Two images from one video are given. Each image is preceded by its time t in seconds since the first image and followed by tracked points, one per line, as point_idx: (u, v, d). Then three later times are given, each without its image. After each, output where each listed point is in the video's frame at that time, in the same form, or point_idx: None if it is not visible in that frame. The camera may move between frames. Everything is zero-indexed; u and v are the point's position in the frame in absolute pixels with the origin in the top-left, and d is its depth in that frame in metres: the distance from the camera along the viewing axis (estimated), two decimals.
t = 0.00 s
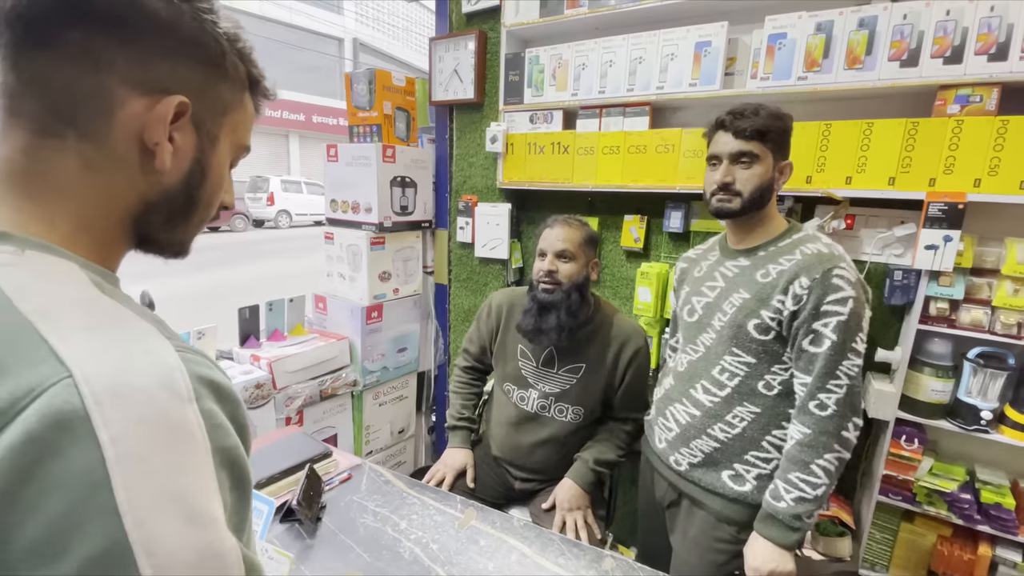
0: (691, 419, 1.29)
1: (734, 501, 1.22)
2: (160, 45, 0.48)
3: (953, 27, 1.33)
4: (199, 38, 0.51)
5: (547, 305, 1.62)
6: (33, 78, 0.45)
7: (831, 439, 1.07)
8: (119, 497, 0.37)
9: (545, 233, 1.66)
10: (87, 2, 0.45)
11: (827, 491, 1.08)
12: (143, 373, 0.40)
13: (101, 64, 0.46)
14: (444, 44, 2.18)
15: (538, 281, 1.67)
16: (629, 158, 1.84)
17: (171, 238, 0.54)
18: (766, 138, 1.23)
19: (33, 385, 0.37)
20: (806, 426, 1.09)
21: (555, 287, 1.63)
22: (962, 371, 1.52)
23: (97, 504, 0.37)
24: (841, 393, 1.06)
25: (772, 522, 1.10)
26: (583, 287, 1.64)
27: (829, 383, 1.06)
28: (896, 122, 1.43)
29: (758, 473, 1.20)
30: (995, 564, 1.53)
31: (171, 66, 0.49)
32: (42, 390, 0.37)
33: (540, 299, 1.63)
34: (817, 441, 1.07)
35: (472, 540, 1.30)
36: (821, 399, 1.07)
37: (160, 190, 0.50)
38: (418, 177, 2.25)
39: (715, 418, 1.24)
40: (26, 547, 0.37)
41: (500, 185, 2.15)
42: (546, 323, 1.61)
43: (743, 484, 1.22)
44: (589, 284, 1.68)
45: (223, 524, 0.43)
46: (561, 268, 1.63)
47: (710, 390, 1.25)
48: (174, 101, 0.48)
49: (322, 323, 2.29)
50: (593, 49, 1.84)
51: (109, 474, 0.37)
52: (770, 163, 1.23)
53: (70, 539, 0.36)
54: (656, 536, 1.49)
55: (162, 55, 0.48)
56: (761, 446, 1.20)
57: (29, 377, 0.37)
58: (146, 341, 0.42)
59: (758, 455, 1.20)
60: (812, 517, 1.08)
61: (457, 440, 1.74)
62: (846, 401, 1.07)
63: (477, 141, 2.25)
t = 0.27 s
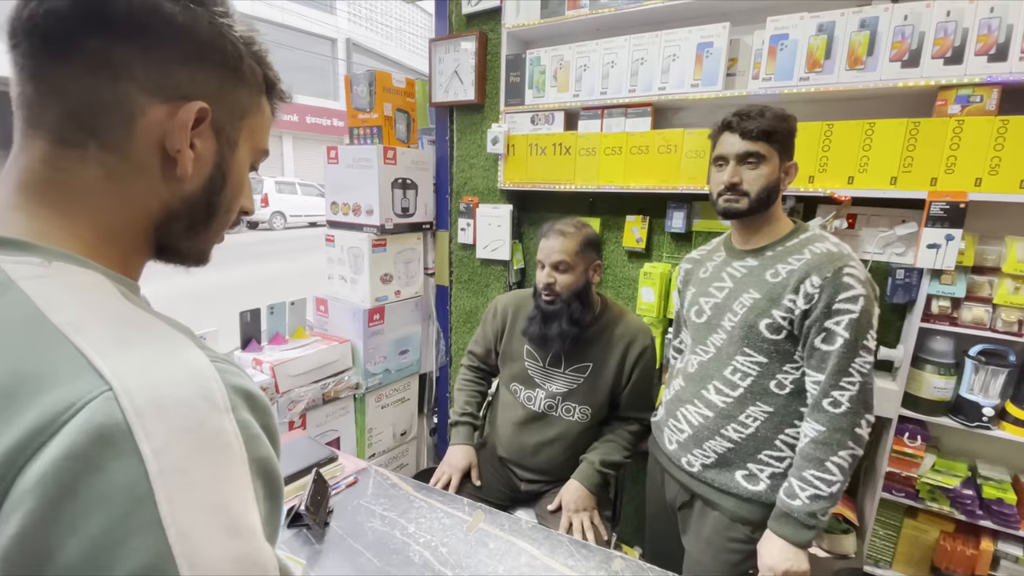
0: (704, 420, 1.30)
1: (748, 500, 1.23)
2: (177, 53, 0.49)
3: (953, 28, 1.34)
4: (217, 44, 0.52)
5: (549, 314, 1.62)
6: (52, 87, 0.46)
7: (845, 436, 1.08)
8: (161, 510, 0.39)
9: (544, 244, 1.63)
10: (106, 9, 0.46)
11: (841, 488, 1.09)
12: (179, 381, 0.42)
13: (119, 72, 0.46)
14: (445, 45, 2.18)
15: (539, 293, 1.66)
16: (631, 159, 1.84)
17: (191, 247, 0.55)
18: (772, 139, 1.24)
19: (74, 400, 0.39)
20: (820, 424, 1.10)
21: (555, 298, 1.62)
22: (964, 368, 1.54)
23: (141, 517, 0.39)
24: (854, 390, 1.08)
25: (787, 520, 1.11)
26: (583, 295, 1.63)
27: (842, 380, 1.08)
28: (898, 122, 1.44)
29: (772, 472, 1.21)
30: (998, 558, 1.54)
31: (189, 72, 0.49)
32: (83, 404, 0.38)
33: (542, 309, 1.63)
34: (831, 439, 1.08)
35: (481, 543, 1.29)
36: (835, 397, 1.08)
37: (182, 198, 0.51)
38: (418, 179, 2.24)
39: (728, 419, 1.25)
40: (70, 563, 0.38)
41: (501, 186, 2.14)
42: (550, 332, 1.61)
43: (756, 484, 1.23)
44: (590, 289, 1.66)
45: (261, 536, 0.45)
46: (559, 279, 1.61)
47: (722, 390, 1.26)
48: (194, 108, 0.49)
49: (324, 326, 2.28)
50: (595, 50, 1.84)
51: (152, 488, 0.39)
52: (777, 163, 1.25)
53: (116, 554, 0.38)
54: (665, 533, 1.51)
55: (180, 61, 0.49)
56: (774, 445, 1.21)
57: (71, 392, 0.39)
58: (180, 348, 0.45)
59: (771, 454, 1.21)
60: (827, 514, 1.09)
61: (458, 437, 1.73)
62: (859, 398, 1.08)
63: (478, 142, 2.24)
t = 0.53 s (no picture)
0: (714, 421, 1.30)
1: (761, 501, 1.24)
2: (197, 56, 0.52)
3: (955, 25, 1.34)
4: (233, 49, 0.55)
5: (549, 312, 1.62)
6: (70, 92, 0.50)
7: (856, 434, 1.09)
8: (187, 518, 0.41)
9: (546, 241, 1.65)
10: (125, 13, 0.50)
11: (853, 486, 1.10)
12: (201, 385, 0.45)
13: (138, 77, 0.50)
14: (445, 45, 2.17)
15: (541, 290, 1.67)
16: (633, 158, 1.83)
17: (208, 249, 0.60)
18: (783, 137, 1.24)
19: (99, 409, 0.40)
20: (831, 422, 1.11)
21: (557, 295, 1.62)
22: (968, 365, 1.54)
23: (168, 524, 0.40)
24: (866, 389, 1.08)
25: (797, 519, 1.12)
26: (585, 293, 1.64)
27: (854, 379, 1.08)
28: (901, 119, 1.43)
29: (784, 472, 1.21)
30: (1002, 555, 1.55)
31: (205, 76, 0.53)
32: (108, 412, 0.40)
33: (543, 306, 1.63)
34: (843, 437, 1.09)
35: (488, 544, 1.28)
36: (847, 395, 1.09)
37: (197, 201, 0.55)
38: (419, 180, 2.24)
39: (739, 419, 1.25)
40: (96, 574, 0.39)
41: (503, 186, 2.14)
42: (550, 330, 1.60)
43: (768, 484, 1.23)
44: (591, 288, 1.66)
45: (284, 543, 0.48)
46: (562, 276, 1.62)
47: (733, 391, 1.26)
48: (211, 112, 0.53)
49: (325, 328, 2.27)
50: (596, 50, 1.83)
51: (178, 495, 0.41)
52: (788, 161, 1.25)
53: (143, 559, 0.39)
54: (672, 533, 1.52)
55: (196, 66, 0.52)
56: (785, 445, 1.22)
57: (96, 401, 0.41)
58: (199, 353, 0.48)
59: (782, 454, 1.21)
60: (837, 513, 1.10)
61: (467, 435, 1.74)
62: (870, 397, 1.09)
63: (480, 142, 2.24)
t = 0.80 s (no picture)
0: (728, 425, 1.29)
1: (776, 506, 1.24)
2: (208, 61, 0.52)
3: (961, 23, 1.34)
4: (245, 53, 0.55)
5: (558, 308, 1.61)
6: (83, 95, 0.50)
7: (871, 436, 1.09)
8: (206, 530, 0.42)
9: (556, 235, 1.65)
10: (141, 16, 0.49)
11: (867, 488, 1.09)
12: (219, 395, 0.45)
13: (151, 81, 0.50)
14: (447, 46, 2.17)
15: (548, 285, 1.67)
16: (636, 158, 1.83)
17: (220, 252, 0.61)
18: (797, 134, 1.24)
19: (118, 419, 0.41)
20: (846, 424, 1.10)
21: (567, 290, 1.63)
22: (975, 364, 1.54)
23: (188, 535, 0.41)
24: (881, 390, 1.08)
25: (809, 521, 1.12)
26: (593, 289, 1.65)
27: (869, 380, 1.08)
28: (907, 117, 1.42)
29: (799, 475, 1.21)
30: (1011, 554, 1.54)
31: (219, 79, 0.53)
32: (127, 423, 0.41)
33: (550, 303, 1.63)
34: (857, 439, 1.09)
35: (495, 547, 1.27)
36: (862, 397, 1.08)
37: (210, 206, 0.55)
38: (422, 181, 2.23)
39: (754, 423, 1.25)
40: None
41: (505, 187, 2.14)
42: (557, 326, 1.60)
43: (782, 488, 1.23)
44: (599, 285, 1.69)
45: (300, 553, 0.48)
46: (572, 271, 1.64)
47: (746, 393, 1.26)
48: (224, 116, 0.53)
49: (329, 330, 2.27)
50: (599, 49, 1.83)
51: (197, 506, 0.41)
52: (801, 159, 1.25)
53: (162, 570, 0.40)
54: (679, 535, 1.52)
55: (209, 70, 0.52)
56: (799, 448, 1.22)
57: (114, 411, 0.41)
58: (216, 361, 0.49)
59: (797, 457, 1.22)
60: (849, 515, 1.10)
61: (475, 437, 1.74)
62: (885, 397, 1.08)
63: (482, 143, 2.24)
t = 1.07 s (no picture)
0: (738, 428, 1.28)
1: (788, 509, 1.24)
2: (212, 63, 0.52)
3: (963, 21, 1.33)
4: (251, 58, 0.56)
5: (558, 309, 1.60)
6: (88, 100, 0.50)
7: (884, 438, 1.08)
8: (214, 535, 0.42)
9: (558, 237, 1.65)
10: (146, 22, 0.50)
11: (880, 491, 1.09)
12: (226, 399, 0.45)
13: (156, 86, 0.50)
14: (448, 48, 2.17)
15: (549, 285, 1.66)
16: (639, 159, 1.82)
17: (225, 257, 0.60)
18: (806, 133, 1.24)
19: (126, 424, 0.41)
20: (858, 426, 1.10)
21: (567, 291, 1.62)
22: (982, 364, 1.53)
23: (196, 541, 0.41)
24: (894, 391, 1.07)
25: (820, 523, 1.11)
26: (593, 291, 1.64)
27: (881, 381, 1.07)
28: (910, 117, 1.42)
29: (810, 478, 1.21)
30: (1018, 555, 1.53)
31: (224, 84, 0.53)
32: (135, 428, 0.40)
33: (551, 303, 1.62)
34: (870, 441, 1.08)
35: (500, 550, 1.27)
36: (875, 398, 1.08)
37: (215, 210, 0.55)
38: (424, 183, 2.23)
39: (764, 425, 1.24)
40: None
41: (507, 189, 2.13)
42: (557, 327, 1.59)
43: (794, 491, 1.23)
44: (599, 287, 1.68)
45: (307, 556, 0.48)
46: (573, 272, 1.63)
47: (756, 396, 1.25)
48: (230, 121, 0.53)
49: (331, 332, 2.27)
50: (600, 50, 1.83)
51: (205, 511, 0.41)
52: (810, 158, 1.25)
53: None
54: (685, 537, 1.51)
55: (214, 74, 0.52)
56: (810, 450, 1.21)
57: (122, 416, 0.41)
58: (223, 366, 0.49)
59: (808, 460, 1.21)
60: (860, 517, 1.09)
61: (477, 429, 1.73)
62: (898, 399, 1.08)
63: (484, 144, 2.23)
